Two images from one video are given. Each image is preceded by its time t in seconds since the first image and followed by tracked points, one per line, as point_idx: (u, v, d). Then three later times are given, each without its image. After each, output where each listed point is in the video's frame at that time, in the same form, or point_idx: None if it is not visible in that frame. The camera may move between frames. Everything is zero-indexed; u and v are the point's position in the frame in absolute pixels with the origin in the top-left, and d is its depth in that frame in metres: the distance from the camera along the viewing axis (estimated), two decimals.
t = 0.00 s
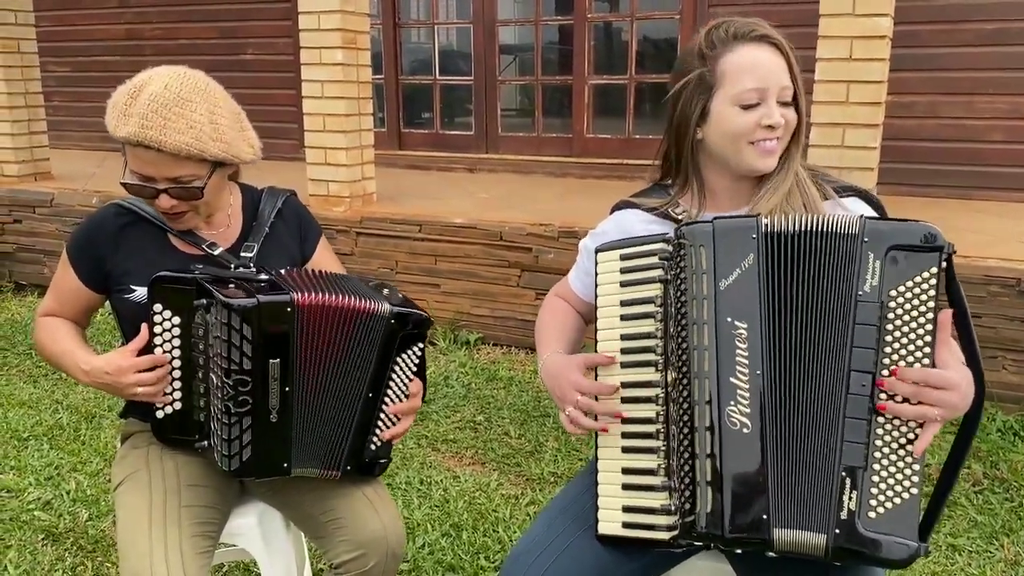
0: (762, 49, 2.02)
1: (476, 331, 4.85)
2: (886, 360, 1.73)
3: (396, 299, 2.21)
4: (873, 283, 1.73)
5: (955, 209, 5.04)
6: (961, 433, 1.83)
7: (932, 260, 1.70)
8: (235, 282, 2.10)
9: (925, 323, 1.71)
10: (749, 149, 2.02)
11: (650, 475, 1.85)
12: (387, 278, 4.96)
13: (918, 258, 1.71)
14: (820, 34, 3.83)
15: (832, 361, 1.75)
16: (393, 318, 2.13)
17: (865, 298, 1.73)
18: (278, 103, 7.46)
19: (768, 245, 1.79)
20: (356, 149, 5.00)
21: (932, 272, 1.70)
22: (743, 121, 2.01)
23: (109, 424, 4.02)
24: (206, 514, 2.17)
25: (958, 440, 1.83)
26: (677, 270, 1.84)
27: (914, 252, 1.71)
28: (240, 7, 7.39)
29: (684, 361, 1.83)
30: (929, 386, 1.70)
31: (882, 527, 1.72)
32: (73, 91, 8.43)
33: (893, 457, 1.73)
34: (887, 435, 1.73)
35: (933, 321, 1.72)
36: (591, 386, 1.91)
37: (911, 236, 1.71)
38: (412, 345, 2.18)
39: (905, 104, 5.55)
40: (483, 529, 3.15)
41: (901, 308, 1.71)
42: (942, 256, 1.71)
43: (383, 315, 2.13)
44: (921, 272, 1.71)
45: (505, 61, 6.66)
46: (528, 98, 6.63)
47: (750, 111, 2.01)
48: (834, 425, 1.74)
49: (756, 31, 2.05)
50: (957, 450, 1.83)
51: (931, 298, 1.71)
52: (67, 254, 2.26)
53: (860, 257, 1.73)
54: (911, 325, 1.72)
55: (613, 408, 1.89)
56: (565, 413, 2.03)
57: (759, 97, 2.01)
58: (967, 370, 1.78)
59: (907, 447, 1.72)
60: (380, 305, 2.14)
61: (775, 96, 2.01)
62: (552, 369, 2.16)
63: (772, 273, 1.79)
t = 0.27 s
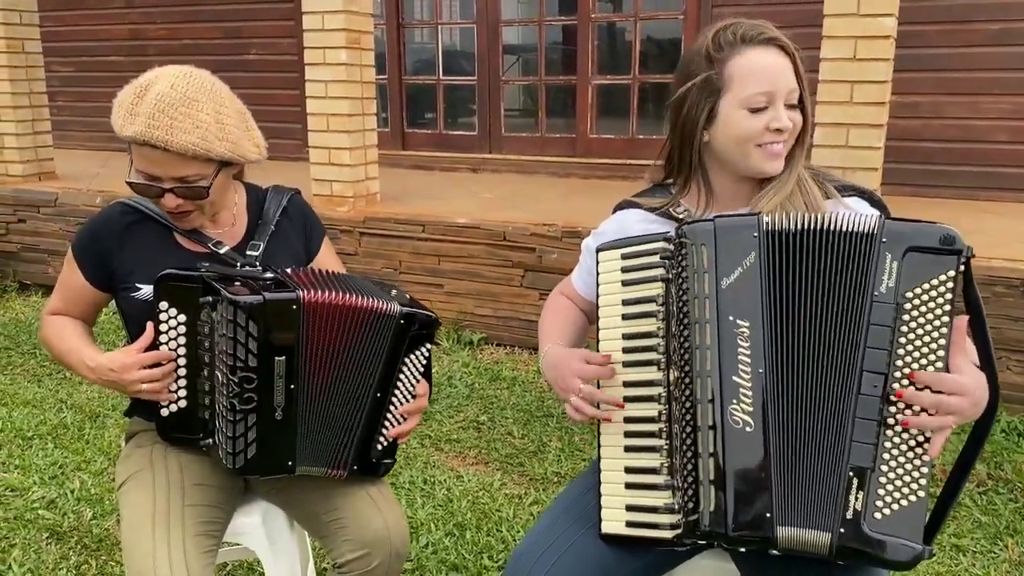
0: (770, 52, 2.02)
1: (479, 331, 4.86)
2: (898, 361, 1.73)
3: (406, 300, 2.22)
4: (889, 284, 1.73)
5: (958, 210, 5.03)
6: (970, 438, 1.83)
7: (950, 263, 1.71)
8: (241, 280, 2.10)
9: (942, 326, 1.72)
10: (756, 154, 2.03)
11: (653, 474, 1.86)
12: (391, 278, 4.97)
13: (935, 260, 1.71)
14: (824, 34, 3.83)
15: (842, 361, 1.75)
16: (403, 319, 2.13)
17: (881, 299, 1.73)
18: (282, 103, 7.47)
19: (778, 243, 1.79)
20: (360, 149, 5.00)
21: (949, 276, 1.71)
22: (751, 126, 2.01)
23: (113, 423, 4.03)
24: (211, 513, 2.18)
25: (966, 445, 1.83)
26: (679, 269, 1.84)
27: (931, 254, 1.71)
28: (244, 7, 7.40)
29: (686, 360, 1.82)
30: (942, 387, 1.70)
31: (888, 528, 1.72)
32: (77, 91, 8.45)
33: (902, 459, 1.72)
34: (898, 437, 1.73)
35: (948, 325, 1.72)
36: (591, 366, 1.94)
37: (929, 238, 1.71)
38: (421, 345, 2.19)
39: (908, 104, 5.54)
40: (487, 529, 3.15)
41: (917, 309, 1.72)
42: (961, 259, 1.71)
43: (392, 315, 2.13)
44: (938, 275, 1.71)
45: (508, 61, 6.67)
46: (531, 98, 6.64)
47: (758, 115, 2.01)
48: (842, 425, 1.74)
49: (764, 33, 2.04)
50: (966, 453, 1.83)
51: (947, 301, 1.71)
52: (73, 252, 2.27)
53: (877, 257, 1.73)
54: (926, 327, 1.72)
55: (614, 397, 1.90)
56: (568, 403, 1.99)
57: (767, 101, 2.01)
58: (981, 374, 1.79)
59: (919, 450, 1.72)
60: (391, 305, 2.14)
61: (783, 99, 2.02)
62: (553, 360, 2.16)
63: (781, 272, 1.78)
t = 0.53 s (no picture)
0: (780, 52, 2.02)
1: (482, 332, 4.86)
2: (905, 361, 1.73)
3: (411, 300, 2.22)
4: (898, 285, 1.73)
5: (962, 210, 5.03)
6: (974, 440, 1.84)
7: (959, 265, 1.71)
8: (247, 280, 2.10)
9: (949, 328, 1.72)
10: (765, 153, 2.03)
11: (655, 474, 1.86)
12: (394, 278, 4.97)
13: (944, 263, 1.71)
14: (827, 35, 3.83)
15: (848, 361, 1.75)
16: (408, 319, 2.14)
17: (888, 300, 1.73)
18: (285, 104, 7.48)
19: (784, 243, 1.79)
20: (363, 150, 5.01)
21: (959, 279, 1.71)
22: (761, 125, 2.01)
23: (117, 423, 4.04)
24: (217, 512, 2.19)
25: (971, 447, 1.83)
26: (681, 270, 1.85)
27: (940, 257, 1.71)
28: (248, 8, 7.42)
29: (689, 360, 1.82)
30: (948, 389, 1.71)
31: (892, 530, 1.72)
32: (81, 92, 8.46)
33: (907, 460, 1.73)
34: (904, 437, 1.73)
35: (956, 327, 1.73)
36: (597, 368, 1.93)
37: (938, 240, 1.71)
38: (426, 345, 2.20)
39: (912, 105, 5.54)
40: (490, 529, 3.16)
41: (925, 311, 1.72)
42: (970, 261, 1.71)
43: (398, 315, 2.14)
44: (947, 278, 1.71)
45: (511, 62, 6.67)
46: (534, 99, 6.64)
47: (768, 115, 2.01)
48: (847, 425, 1.74)
49: (773, 33, 2.04)
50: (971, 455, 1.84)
51: (955, 304, 1.72)
52: (77, 253, 2.28)
53: (886, 257, 1.74)
54: (933, 328, 1.73)
55: (613, 395, 1.90)
56: (567, 400, 2.05)
57: (777, 101, 2.01)
58: (988, 375, 1.79)
59: (922, 449, 1.73)
60: (397, 305, 2.14)
61: (793, 99, 2.02)
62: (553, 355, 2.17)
63: (786, 273, 1.78)
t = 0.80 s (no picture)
0: (785, 55, 2.02)
1: (485, 332, 4.86)
2: (904, 356, 1.73)
3: (415, 301, 2.23)
4: (894, 280, 1.73)
5: (966, 211, 5.02)
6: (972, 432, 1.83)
7: (954, 259, 1.71)
8: (250, 281, 2.11)
9: (946, 322, 1.72)
10: (769, 156, 2.03)
11: (660, 474, 1.86)
12: (397, 278, 4.98)
13: (938, 257, 1.72)
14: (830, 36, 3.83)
15: (847, 356, 1.75)
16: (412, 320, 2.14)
17: (886, 295, 1.73)
18: (289, 105, 7.49)
19: (781, 240, 1.79)
20: (366, 150, 5.01)
21: (954, 271, 1.71)
22: (765, 128, 2.01)
23: (122, 423, 4.05)
24: (221, 512, 2.20)
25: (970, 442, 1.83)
26: (683, 269, 1.86)
27: (935, 251, 1.72)
28: (251, 9, 7.43)
29: (693, 357, 1.83)
30: (947, 381, 1.71)
31: (895, 523, 1.71)
32: (85, 93, 8.48)
33: (908, 454, 1.73)
34: (904, 430, 1.73)
35: (953, 320, 1.72)
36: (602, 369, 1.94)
37: (933, 235, 1.72)
38: (430, 347, 2.21)
39: (916, 106, 5.53)
40: (493, 529, 3.16)
41: (920, 306, 1.72)
42: (965, 256, 1.71)
43: (400, 316, 2.13)
44: (942, 271, 1.72)
45: (515, 62, 6.67)
46: (537, 100, 6.64)
47: (773, 118, 2.01)
48: (849, 420, 1.74)
49: (778, 37, 2.04)
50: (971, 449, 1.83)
51: (950, 298, 1.72)
52: (81, 253, 2.29)
53: (882, 252, 1.74)
54: (930, 322, 1.73)
55: (617, 398, 1.91)
56: (570, 399, 2.04)
57: (782, 104, 2.00)
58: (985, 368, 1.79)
59: (922, 445, 1.72)
60: (402, 306, 2.15)
61: (798, 103, 2.02)
62: (554, 352, 2.18)
63: (784, 269, 1.79)
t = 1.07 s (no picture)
0: (788, 52, 2.02)
1: (488, 333, 4.87)
2: (903, 352, 1.74)
3: (417, 302, 2.23)
4: (891, 277, 1.73)
5: (969, 212, 5.02)
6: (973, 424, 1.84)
7: (950, 255, 1.72)
8: (250, 283, 2.11)
9: (943, 316, 1.73)
10: (773, 152, 2.04)
11: (662, 473, 1.85)
12: (400, 279, 4.98)
13: (936, 253, 1.72)
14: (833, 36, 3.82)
15: (849, 353, 1.75)
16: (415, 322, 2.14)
17: (883, 291, 1.74)
18: (293, 106, 7.50)
19: (782, 239, 1.79)
20: (369, 151, 5.02)
21: (950, 267, 1.71)
22: (768, 123, 2.01)
23: (125, 423, 4.05)
24: (225, 512, 2.20)
25: (970, 436, 1.83)
26: (687, 266, 1.85)
27: (932, 247, 1.72)
28: (255, 10, 7.44)
29: (695, 355, 1.82)
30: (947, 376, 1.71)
31: (898, 518, 1.72)
32: (89, 94, 8.50)
33: (909, 448, 1.74)
34: (904, 424, 1.73)
35: (951, 315, 1.73)
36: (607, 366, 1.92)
37: (929, 232, 1.72)
38: (434, 349, 2.20)
39: (919, 106, 5.53)
40: (496, 530, 3.16)
41: (919, 301, 1.73)
42: (960, 251, 1.72)
43: (405, 320, 2.13)
44: (940, 267, 1.72)
45: (518, 63, 6.67)
46: (541, 100, 6.65)
47: (776, 114, 2.01)
48: (850, 416, 1.75)
49: (781, 33, 2.04)
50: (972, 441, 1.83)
51: (948, 291, 1.73)
52: (86, 254, 2.30)
53: (879, 250, 1.74)
54: (929, 317, 1.73)
55: (621, 396, 1.89)
56: (574, 396, 2.04)
57: (786, 100, 2.01)
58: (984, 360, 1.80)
59: (922, 438, 1.74)
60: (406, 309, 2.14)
61: (801, 99, 2.02)
62: (559, 350, 2.18)
63: (784, 266, 1.79)
